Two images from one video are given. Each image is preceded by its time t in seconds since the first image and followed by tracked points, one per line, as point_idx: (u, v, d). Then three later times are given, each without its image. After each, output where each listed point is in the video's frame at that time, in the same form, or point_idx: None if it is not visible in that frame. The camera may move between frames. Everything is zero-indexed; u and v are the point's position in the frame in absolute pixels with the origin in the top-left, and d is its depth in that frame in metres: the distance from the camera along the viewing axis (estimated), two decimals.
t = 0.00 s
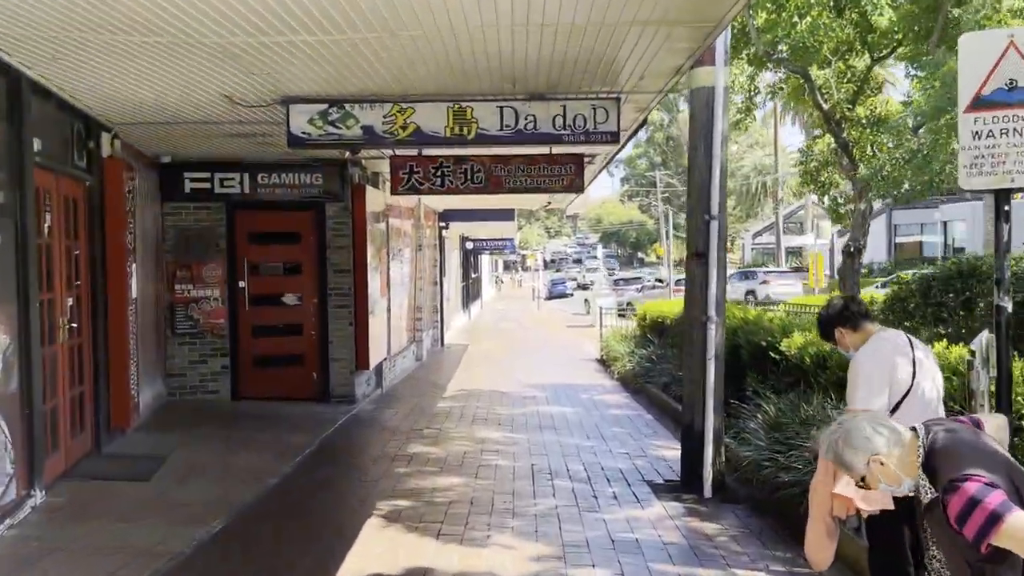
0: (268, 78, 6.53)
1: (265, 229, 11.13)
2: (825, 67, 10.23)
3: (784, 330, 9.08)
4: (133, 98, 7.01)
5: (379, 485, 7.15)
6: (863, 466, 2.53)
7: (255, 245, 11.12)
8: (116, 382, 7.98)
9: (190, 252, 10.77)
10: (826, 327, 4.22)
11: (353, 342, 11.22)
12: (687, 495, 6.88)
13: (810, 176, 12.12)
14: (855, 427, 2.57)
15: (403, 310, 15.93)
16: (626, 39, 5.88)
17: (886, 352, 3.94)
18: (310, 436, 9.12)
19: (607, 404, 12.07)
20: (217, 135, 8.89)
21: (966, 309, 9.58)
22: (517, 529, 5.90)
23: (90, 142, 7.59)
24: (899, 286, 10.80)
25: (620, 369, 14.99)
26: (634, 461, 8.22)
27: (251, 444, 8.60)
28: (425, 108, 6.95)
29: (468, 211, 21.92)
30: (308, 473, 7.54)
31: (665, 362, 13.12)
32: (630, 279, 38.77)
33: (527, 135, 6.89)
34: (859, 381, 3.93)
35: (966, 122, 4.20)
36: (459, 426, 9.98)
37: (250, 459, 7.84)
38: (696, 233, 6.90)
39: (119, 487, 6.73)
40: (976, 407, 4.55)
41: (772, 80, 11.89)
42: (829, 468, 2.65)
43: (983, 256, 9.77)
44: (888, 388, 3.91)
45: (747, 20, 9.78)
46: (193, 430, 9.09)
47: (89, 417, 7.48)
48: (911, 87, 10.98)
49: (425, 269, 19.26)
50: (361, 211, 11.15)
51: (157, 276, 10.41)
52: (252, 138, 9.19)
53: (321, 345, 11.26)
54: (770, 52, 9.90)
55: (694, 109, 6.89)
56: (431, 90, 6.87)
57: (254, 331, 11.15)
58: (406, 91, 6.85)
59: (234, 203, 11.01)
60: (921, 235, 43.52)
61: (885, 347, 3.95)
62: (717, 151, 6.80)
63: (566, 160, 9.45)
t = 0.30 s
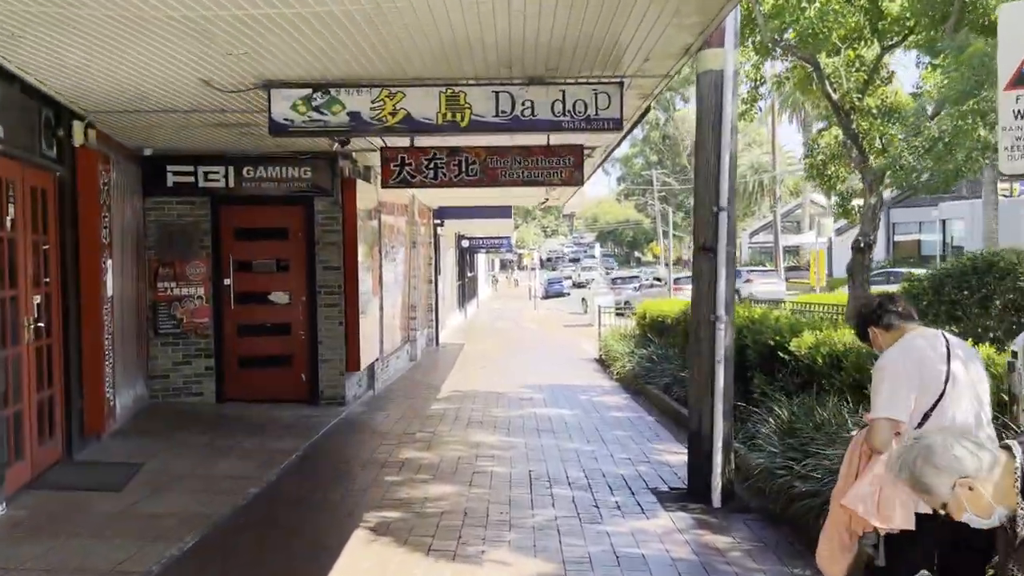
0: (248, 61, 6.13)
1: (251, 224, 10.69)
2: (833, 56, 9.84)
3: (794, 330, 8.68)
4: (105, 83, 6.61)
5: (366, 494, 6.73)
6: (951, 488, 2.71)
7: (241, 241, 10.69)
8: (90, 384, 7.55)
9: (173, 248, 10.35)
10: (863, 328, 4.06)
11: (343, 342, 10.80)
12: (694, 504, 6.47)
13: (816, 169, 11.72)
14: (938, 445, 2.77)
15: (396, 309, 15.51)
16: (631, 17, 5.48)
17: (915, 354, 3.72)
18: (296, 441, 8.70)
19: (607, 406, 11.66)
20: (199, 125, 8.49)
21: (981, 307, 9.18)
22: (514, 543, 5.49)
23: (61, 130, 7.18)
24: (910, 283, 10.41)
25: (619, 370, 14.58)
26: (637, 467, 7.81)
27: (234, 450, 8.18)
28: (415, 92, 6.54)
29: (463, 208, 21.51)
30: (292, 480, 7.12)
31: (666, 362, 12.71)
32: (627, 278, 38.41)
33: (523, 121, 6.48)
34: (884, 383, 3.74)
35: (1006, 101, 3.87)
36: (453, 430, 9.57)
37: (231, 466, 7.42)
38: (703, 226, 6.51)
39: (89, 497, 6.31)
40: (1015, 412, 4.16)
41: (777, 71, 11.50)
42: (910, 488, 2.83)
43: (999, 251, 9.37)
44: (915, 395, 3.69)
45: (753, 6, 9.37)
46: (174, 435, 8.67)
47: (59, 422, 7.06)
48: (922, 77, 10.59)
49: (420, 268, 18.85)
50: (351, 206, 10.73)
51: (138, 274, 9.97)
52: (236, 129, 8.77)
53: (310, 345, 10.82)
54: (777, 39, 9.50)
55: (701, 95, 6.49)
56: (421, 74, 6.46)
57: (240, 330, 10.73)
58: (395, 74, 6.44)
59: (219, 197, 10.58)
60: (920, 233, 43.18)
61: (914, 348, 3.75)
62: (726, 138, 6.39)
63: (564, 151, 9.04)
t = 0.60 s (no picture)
0: (229, 48, 5.68)
1: (239, 223, 10.23)
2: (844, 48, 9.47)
3: (806, 335, 8.28)
4: (77, 73, 6.17)
5: (356, 512, 6.30)
6: None
7: (229, 241, 10.23)
8: (63, 393, 7.11)
9: (157, 249, 9.89)
10: (899, 345, 3.71)
11: (334, 347, 10.37)
12: (707, 522, 6.06)
13: (825, 167, 11.39)
14: None
15: (391, 311, 15.10)
16: None
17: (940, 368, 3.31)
18: (285, 451, 8.28)
19: (608, 413, 11.26)
20: (182, 120, 8.06)
21: (1002, 311, 8.78)
22: (515, 569, 5.06)
23: (31, 123, 6.73)
24: (924, 285, 10.01)
25: (620, 374, 14.18)
26: (644, 481, 7.39)
27: (217, 461, 7.75)
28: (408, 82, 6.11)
29: (460, 208, 21.13)
30: (277, 496, 6.69)
31: (669, 367, 12.32)
32: (625, 278, 38.09)
33: (525, 114, 6.06)
34: (899, 401, 3.33)
35: None
36: (449, 439, 9.14)
37: (214, 479, 6.99)
38: (716, 224, 6.09)
39: (56, 517, 5.86)
40: None
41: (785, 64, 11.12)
42: None
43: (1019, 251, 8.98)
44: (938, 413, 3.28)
45: None
46: (154, 445, 8.23)
47: (27, 433, 6.62)
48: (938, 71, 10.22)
49: (415, 269, 18.43)
50: (343, 205, 10.31)
51: (118, 276, 9.52)
52: (221, 124, 8.35)
53: (300, 351, 10.36)
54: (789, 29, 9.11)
55: (714, 85, 6.08)
56: (414, 62, 6.04)
57: (226, 335, 10.27)
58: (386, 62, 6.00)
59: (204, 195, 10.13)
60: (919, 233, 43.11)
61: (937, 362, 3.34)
62: (740, 130, 5.98)
63: (565, 147, 8.63)
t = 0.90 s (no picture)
0: (209, 25, 5.24)
1: (227, 217, 9.78)
2: (861, 33, 9.05)
3: (824, 334, 7.86)
4: (45, 51, 5.72)
5: (347, 524, 5.87)
6: None
7: (217, 236, 9.78)
8: (35, 394, 6.66)
9: (141, 243, 9.45)
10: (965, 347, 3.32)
11: (327, 346, 9.94)
12: (724, 535, 5.63)
13: (838, 159, 10.99)
14: None
15: (387, 309, 14.66)
16: None
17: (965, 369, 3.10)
18: (273, 456, 7.85)
19: (613, 415, 10.83)
20: (165, 106, 7.64)
21: None
22: None
23: None
24: (943, 282, 9.59)
25: (622, 374, 13.76)
26: (654, 489, 6.96)
27: (201, 467, 7.32)
28: (403, 62, 5.68)
29: (458, 205, 20.69)
30: (263, 506, 6.26)
31: (675, 367, 11.89)
32: (624, 277, 37.70)
33: (530, 95, 5.64)
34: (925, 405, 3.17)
35: None
36: (447, 443, 8.72)
37: (196, 487, 6.56)
38: (734, 215, 5.68)
39: (21, 530, 5.43)
40: None
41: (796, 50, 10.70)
42: None
43: None
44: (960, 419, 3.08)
45: None
46: (136, 450, 7.80)
47: None
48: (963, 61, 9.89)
49: (412, 267, 17.99)
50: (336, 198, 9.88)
51: (100, 272, 9.09)
52: (207, 111, 7.93)
53: (292, 350, 9.91)
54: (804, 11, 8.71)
55: (731, 66, 5.66)
56: (411, 40, 5.61)
57: (214, 334, 9.83)
58: (381, 40, 5.57)
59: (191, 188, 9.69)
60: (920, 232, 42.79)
61: (971, 364, 3.09)
62: (761, 113, 5.55)
63: (569, 136, 8.21)
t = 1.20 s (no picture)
0: (181, 5, 4.80)
1: (212, 215, 9.34)
2: (877, 22, 8.65)
3: (840, 339, 7.44)
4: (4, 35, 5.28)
5: (334, 546, 5.43)
6: None
7: (202, 235, 9.35)
8: (1, 405, 6.40)
9: (121, 243, 9.04)
10: None
11: (317, 351, 9.50)
12: (740, 558, 5.21)
13: (849, 155, 10.79)
14: None
15: (381, 311, 14.23)
16: None
17: None
18: (258, 469, 7.41)
19: (615, 422, 10.40)
20: (143, 98, 7.22)
21: None
22: None
23: None
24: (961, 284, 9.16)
25: (623, 378, 13.34)
26: (662, 505, 6.54)
27: (180, 481, 6.88)
28: (393, 47, 5.24)
29: (454, 203, 20.26)
30: (244, 526, 5.82)
31: (679, 372, 11.47)
32: (623, 277, 37.29)
33: (532, 83, 5.22)
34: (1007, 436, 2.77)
35: None
36: (442, 454, 8.28)
37: (173, 504, 6.13)
38: (752, 213, 5.26)
39: None
40: None
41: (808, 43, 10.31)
42: None
43: None
44: None
45: None
46: (113, 463, 7.36)
47: None
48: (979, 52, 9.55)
49: (407, 267, 17.54)
50: (327, 195, 9.45)
51: (77, 273, 8.67)
52: (189, 103, 7.51)
53: (280, 355, 9.47)
54: None
55: (748, 50, 5.24)
56: (402, 23, 5.18)
57: (199, 338, 9.39)
58: (370, 23, 5.14)
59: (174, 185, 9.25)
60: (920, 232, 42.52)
61: None
62: (781, 102, 5.13)
63: (571, 130, 7.79)
